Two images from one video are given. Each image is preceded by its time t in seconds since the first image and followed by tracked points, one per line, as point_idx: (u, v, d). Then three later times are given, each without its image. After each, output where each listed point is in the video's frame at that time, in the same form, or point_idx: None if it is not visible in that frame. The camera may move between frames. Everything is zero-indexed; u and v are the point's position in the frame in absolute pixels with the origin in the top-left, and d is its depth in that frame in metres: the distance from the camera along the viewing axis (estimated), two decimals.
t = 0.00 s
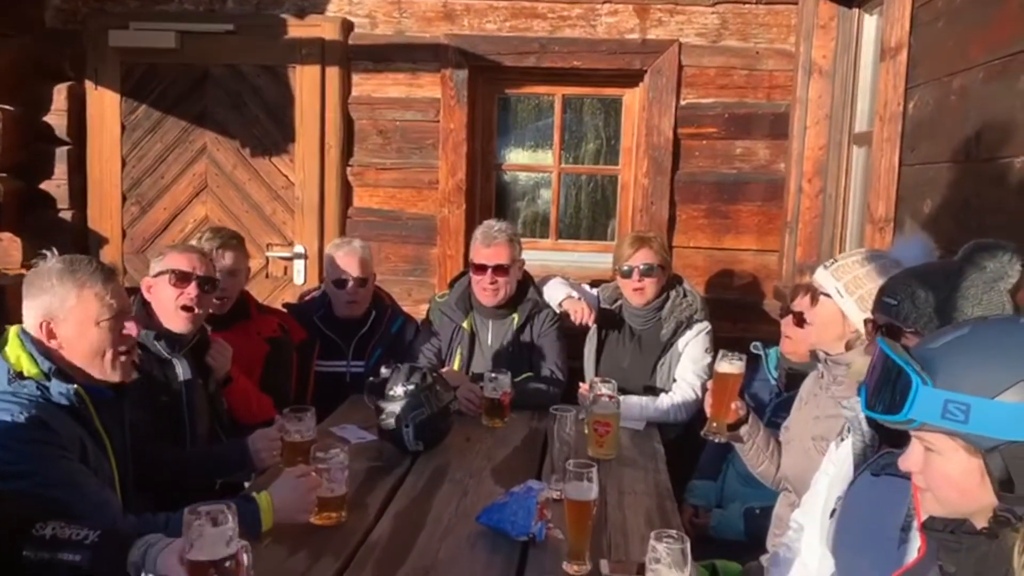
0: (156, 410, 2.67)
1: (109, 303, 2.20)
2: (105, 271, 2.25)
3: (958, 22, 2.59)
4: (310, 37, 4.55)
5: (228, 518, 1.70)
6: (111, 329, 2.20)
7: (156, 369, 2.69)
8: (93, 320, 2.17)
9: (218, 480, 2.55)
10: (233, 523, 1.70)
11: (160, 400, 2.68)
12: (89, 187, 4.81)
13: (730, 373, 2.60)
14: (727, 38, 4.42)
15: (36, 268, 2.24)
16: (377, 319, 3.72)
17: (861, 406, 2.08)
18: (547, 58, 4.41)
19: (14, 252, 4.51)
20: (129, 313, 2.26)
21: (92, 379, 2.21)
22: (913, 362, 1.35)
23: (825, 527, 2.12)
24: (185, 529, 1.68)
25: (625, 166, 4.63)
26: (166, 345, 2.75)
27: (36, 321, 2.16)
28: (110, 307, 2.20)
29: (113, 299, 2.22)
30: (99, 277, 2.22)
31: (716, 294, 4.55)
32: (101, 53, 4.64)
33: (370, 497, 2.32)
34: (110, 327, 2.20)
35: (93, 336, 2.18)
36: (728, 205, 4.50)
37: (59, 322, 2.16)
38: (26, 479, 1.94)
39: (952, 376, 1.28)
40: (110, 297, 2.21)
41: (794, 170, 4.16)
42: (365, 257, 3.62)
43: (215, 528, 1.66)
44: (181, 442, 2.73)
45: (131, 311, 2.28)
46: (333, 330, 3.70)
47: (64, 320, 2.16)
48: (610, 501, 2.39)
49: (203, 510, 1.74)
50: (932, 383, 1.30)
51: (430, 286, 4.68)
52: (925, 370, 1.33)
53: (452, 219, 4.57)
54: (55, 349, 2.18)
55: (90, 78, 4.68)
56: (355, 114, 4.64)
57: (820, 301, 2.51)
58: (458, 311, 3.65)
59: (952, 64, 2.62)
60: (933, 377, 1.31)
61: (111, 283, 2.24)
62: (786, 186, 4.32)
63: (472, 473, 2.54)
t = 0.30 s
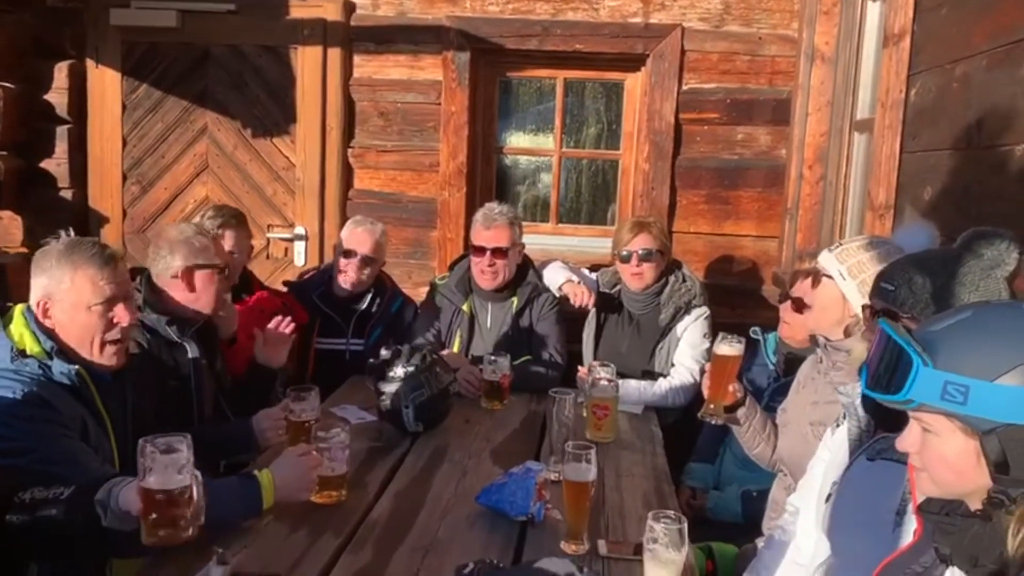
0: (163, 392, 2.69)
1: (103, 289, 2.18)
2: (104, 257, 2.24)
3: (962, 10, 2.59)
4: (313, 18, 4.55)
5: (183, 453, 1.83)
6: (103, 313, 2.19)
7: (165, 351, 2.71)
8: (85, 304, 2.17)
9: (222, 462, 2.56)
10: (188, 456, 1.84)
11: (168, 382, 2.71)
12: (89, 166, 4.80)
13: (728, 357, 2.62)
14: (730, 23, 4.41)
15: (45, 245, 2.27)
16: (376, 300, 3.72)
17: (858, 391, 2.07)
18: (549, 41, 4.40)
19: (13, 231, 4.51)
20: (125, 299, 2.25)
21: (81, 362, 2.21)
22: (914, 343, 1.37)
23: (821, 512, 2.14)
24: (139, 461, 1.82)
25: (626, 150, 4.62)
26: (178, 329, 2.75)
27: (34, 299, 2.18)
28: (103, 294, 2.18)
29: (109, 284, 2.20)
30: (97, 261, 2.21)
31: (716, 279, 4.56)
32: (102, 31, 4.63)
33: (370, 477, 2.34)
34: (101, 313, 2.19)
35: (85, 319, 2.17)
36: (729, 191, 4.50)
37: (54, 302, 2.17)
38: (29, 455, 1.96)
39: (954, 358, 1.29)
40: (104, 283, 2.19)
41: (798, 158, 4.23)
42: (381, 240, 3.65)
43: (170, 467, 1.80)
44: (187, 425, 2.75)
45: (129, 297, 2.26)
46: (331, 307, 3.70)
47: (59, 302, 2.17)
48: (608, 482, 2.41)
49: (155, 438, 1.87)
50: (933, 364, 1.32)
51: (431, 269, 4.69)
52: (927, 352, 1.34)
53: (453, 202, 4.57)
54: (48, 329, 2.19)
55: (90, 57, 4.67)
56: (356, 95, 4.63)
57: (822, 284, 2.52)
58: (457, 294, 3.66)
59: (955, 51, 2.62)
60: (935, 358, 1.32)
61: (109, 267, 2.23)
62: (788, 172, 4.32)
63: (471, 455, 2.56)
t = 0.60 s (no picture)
0: (167, 382, 2.68)
1: (105, 284, 2.21)
2: (110, 252, 2.25)
3: None
4: (315, 6, 4.55)
5: (161, 426, 1.80)
6: (103, 308, 2.21)
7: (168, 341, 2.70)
8: (86, 297, 2.19)
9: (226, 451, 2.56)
10: (166, 429, 1.81)
11: (171, 371, 2.69)
12: (91, 154, 4.81)
13: (730, 347, 2.63)
14: (733, 12, 4.40)
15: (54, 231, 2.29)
16: (380, 288, 3.74)
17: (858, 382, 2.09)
18: (551, 30, 4.38)
19: (15, 220, 4.45)
20: (127, 293, 2.26)
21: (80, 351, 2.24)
22: (916, 333, 1.37)
23: (819, 501, 2.15)
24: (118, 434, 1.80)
25: (628, 140, 4.62)
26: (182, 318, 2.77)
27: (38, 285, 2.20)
28: (104, 289, 2.20)
29: (112, 279, 2.22)
30: (102, 256, 2.23)
31: (717, 270, 4.57)
32: (104, 19, 4.63)
33: (373, 465, 2.35)
34: (101, 307, 2.21)
35: (84, 311, 2.19)
36: (731, 181, 4.50)
37: (56, 292, 2.19)
38: (33, 442, 1.97)
39: (954, 347, 1.30)
40: (106, 277, 2.21)
41: (799, 148, 4.21)
42: (378, 230, 3.62)
43: (148, 440, 1.77)
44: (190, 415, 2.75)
45: (131, 293, 2.28)
46: (333, 298, 3.70)
47: (60, 292, 2.18)
48: (609, 471, 2.43)
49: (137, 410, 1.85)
50: (933, 353, 1.32)
51: (433, 259, 4.70)
52: (928, 341, 1.34)
53: (455, 191, 4.56)
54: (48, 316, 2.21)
55: (92, 45, 4.67)
56: (358, 84, 4.62)
57: (826, 272, 2.53)
58: (459, 283, 3.68)
59: (958, 42, 2.62)
60: (935, 347, 1.33)
61: (113, 262, 2.24)
62: (790, 162, 4.32)
63: (472, 444, 2.56)
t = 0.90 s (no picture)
0: (167, 376, 2.69)
1: (106, 277, 2.21)
2: (110, 245, 2.26)
3: None
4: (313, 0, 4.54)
5: (147, 421, 1.81)
6: (104, 302, 2.21)
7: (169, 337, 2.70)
8: (88, 291, 2.19)
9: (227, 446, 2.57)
10: (153, 425, 1.82)
11: (173, 367, 2.70)
12: (90, 149, 4.80)
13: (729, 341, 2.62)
14: (731, 5, 4.39)
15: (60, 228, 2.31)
16: (378, 282, 3.74)
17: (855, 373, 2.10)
18: (549, 24, 4.38)
19: (15, 215, 4.63)
20: (129, 287, 2.26)
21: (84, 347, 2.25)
22: (915, 324, 1.38)
23: (818, 492, 2.16)
24: (105, 429, 1.81)
25: (627, 133, 4.63)
26: (183, 313, 2.77)
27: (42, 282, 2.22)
28: (105, 282, 2.21)
29: (112, 273, 2.22)
30: (103, 250, 2.24)
31: (716, 263, 4.58)
32: (102, 14, 4.62)
33: (373, 458, 2.36)
34: (103, 301, 2.21)
35: (86, 306, 2.20)
36: (729, 174, 4.51)
37: (58, 287, 2.20)
38: (34, 437, 1.98)
39: (953, 338, 1.31)
40: (107, 271, 2.22)
41: (796, 139, 4.21)
42: (378, 220, 3.65)
43: (133, 435, 1.78)
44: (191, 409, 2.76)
45: (133, 287, 2.27)
46: (332, 291, 3.71)
47: (63, 288, 2.20)
48: (608, 463, 2.44)
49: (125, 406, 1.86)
50: (932, 344, 1.33)
51: (432, 253, 4.70)
52: (927, 332, 1.35)
53: (454, 185, 4.56)
54: (51, 312, 2.22)
55: (90, 40, 4.67)
56: (356, 78, 4.62)
57: (823, 265, 2.54)
58: (458, 277, 3.69)
59: (955, 34, 2.62)
60: (934, 338, 1.33)
61: (115, 255, 2.26)
62: (788, 156, 4.33)
63: (472, 437, 2.57)
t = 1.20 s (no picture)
0: (167, 371, 2.70)
1: (127, 273, 2.22)
2: (132, 243, 2.28)
3: None
4: None
5: (135, 416, 1.79)
6: (125, 298, 2.22)
7: (169, 330, 2.71)
8: (108, 287, 2.20)
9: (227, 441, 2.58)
10: (141, 420, 1.80)
11: (174, 362, 2.72)
12: (87, 142, 4.80)
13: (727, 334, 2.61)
14: None
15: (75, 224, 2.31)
16: (373, 275, 3.77)
17: (851, 365, 2.11)
18: (547, 17, 4.38)
19: (13, 208, 4.65)
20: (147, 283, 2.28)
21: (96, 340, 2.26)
22: (911, 315, 1.39)
23: (814, 484, 2.17)
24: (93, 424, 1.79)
25: (624, 127, 4.63)
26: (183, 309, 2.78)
27: (57, 276, 2.21)
28: (127, 278, 2.22)
29: (132, 269, 2.24)
30: (125, 246, 2.25)
31: (714, 256, 4.58)
32: (99, 7, 4.61)
33: (372, 451, 2.37)
34: (123, 296, 2.22)
35: (107, 301, 2.21)
36: (727, 167, 4.51)
37: (78, 281, 2.20)
38: (39, 426, 1.99)
39: (948, 329, 1.32)
40: (128, 267, 2.23)
41: (794, 132, 4.22)
42: (358, 207, 3.65)
43: (121, 431, 1.76)
44: (192, 403, 2.77)
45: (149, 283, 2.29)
46: (330, 285, 3.72)
47: (82, 281, 2.20)
48: (605, 456, 2.45)
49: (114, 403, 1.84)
50: (927, 335, 1.34)
51: (430, 246, 4.70)
52: (922, 323, 1.36)
53: (451, 178, 4.56)
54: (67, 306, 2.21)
55: (87, 33, 4.65)
56: (354, 71, 4.62)
57: (820, 260, 2.54)
58: (456, 271, 3.70)
59: (952, 28, 2.63)
60: (930, 329, 1.34)
61: (136, 251, 2.27)
62: (786, 149, 4.34)
63: (471, 429, 2.58)
